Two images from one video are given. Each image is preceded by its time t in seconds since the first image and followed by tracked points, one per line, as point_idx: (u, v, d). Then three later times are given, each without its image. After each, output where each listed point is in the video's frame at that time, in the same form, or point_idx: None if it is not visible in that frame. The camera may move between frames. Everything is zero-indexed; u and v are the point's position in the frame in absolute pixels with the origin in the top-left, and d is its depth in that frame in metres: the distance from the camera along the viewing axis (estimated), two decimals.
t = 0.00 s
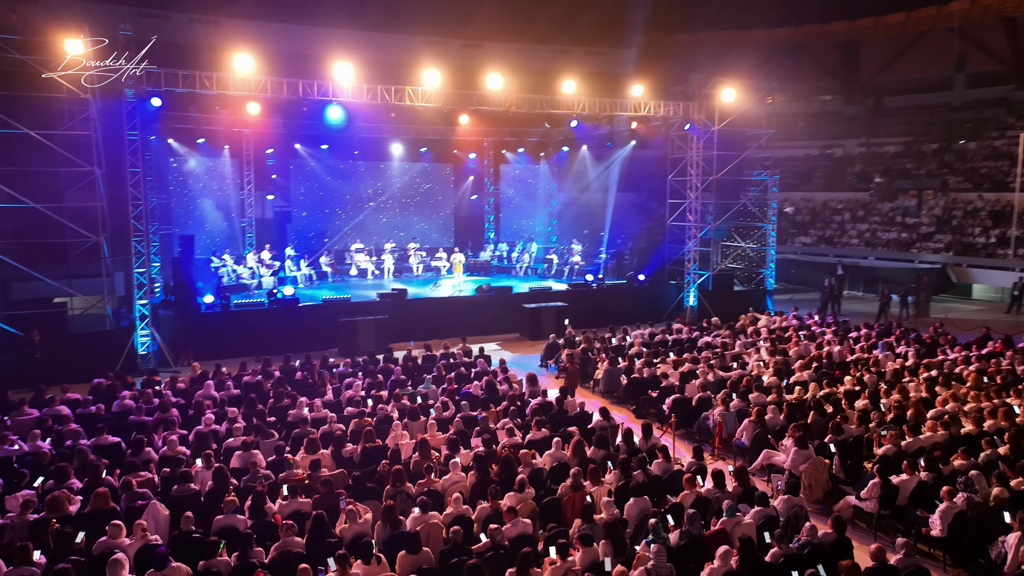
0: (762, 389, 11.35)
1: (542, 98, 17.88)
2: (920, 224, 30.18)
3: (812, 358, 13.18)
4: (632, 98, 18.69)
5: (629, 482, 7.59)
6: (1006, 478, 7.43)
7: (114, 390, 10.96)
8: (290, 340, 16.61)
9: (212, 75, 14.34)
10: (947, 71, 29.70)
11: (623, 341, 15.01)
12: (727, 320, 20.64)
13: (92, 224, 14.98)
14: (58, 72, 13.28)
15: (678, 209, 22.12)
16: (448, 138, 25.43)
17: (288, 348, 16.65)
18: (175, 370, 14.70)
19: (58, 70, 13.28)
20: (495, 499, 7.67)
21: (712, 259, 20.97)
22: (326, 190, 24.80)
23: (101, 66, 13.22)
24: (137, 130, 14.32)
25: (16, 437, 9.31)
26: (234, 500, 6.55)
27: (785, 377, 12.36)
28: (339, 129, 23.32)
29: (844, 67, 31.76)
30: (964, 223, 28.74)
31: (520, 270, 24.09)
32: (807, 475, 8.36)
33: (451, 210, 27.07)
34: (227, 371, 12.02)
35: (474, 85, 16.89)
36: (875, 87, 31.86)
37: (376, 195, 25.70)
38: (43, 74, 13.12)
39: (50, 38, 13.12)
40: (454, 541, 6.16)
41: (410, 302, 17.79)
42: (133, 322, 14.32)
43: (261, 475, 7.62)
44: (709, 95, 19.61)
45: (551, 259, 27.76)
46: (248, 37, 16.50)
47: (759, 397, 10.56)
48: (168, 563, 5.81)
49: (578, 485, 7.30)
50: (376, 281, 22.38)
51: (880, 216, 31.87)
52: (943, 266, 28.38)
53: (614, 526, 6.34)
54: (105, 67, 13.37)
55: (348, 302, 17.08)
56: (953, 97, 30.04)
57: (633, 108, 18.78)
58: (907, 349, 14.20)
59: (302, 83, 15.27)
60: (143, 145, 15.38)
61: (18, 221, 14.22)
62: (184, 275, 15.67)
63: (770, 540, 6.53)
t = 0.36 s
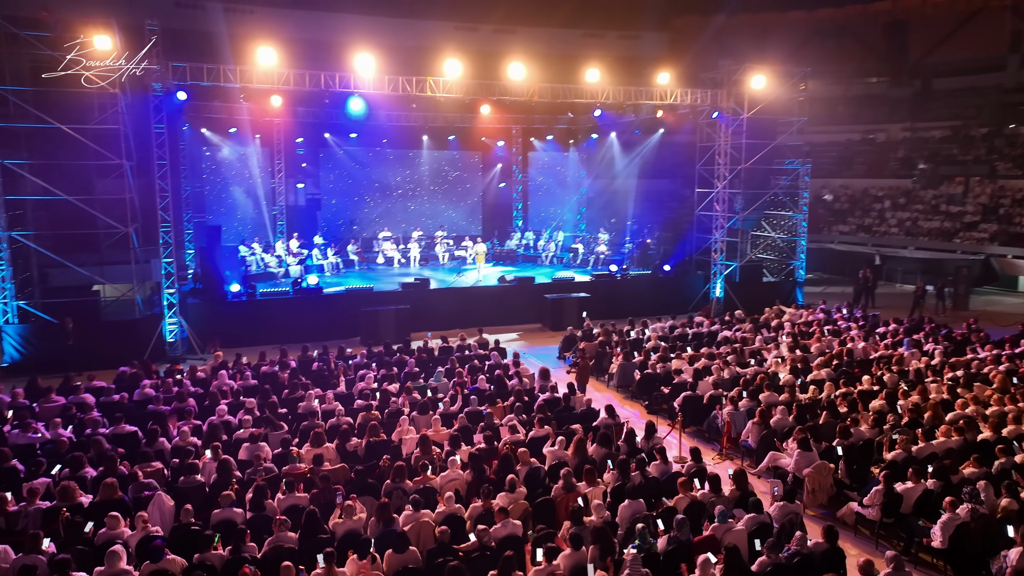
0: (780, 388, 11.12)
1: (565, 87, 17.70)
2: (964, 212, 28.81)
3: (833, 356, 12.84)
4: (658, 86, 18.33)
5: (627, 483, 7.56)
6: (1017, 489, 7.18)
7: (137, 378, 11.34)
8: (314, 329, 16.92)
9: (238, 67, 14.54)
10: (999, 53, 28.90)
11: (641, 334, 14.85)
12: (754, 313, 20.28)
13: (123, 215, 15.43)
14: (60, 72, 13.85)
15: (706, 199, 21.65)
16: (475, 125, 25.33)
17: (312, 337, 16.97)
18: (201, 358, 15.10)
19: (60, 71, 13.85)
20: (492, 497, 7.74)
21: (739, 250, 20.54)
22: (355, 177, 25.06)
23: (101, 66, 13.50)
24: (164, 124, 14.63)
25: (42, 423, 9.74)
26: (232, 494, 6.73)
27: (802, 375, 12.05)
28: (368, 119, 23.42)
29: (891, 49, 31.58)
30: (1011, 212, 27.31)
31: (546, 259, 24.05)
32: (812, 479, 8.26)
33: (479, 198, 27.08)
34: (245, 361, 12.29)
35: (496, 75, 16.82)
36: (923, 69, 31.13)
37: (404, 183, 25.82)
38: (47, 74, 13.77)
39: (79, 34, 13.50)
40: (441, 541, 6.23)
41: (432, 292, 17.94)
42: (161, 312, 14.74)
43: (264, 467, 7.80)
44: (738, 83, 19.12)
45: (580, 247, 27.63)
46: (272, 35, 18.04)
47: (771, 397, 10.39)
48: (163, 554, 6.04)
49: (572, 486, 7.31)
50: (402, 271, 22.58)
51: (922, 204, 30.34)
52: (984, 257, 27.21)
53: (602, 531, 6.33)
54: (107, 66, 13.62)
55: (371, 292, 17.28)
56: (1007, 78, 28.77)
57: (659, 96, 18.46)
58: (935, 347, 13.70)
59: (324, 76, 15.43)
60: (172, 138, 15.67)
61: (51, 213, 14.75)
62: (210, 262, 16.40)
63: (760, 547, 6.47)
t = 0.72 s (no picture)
0: (793, 387, 10.93)
1: (587, 76, 17.49)
2: (1012, 201, 27.55)
3: (854, 353, 12.52)
4: (684, 73, 17.90)
5: (621, 485, 7.54)
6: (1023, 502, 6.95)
7: (157, 367, 11.70)
8: (336, 318, 17.21)
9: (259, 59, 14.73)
10: None
11: (658, 328, 14.68)
12: (782, 306, 19.89)
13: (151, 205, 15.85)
14: (59, 71, 14.06)
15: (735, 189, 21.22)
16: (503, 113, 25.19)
17: (334, 326, 17.27)
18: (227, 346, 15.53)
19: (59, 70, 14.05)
20: (487, 494, 7.82)
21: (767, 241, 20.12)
22: (383, 164, 25.25)
23: (101, 66, 13.90)
24: (189, 116, 14.91)
25: (66, 410, 10.17)
26: (228, 488, 6.95)
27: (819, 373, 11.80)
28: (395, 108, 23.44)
29: (940, 28, 29.63)
30: None
31: (572, 248, 23.96)
32: (813, 484, 8.15)
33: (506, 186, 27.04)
34: (262, 351, 12.56)
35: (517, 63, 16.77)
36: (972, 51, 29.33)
37: (432, 171, 25.91)
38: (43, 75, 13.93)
39: (106, 29, 13.82)
40: (426, 540, 6.33)
41: (453, 282, 18.06)
42: (188, 300, 15.17)
43: (267, 460, 8.01)
44: (768, 70, 18.59)
45: (608, 236, 27.44)
46: (292, 25, 17.94)
47: (781, 398, 10.23)
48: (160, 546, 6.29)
49: (563, 487, 7.34)
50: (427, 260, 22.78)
51: (966, 192, 29.34)
52: None
53: (590, 537, 6.34)
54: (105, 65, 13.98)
55: (392, 281, 17.47)
56: None
57: (684, 84, 18.10)
58: (963, 346, 13.23)
59: (346, 67, 15.57)
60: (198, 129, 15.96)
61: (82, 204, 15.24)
62: (234, 253, 16.78)
63: (747, 557, 6.42)
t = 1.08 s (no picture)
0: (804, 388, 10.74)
1: (610, 66, 17.31)
2: None
3: (873, 353, 12.22)
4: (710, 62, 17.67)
5: (612, 488, 7.55)
6: None
7: (177, 355, 12.07)
8: (356, 307, 17.46)
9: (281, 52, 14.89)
10: None
11: (675, 323, 14.54)
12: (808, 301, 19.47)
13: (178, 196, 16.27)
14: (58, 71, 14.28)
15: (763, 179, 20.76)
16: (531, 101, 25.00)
17: (355, 316, 17.53)
18: (249, 334, 15.91)
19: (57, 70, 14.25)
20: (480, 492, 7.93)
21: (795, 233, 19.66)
22: (410, 153, 25.37)
23: (101, 66, 14.28)
24: (213, 109, 15.18)
25: (88, 397, 10.59)
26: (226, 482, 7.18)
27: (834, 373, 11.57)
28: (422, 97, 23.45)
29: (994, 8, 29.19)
30: None
31: (596, 238, 23.80)
32: (811, 491, 8.04)
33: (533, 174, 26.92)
34: (278, 341, 12.84)
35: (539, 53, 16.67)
36: None
37: (459, 159, 25.93)
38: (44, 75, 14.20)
39: (134, 24, 14.18)
40: (410, 539, 6.43)
41: (473, 273, 18.14)
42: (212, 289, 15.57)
43: (270, 452, 8.21)
44: (799, 57, 18.13)
45: (635, 225, 27.18)
46: (315, 18, 18.08)
47: (789, 400, 10.09)
48: (156, 537, 6.51)
49: (554, 488, 7.39)
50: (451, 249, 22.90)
51: (1014, 181, 27.67)
52: None
53: (574, 541, 6.32)
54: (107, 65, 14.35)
55: (413, 272, 17.63)
56: None
57: (711, 73, 17.80)
58: (989, 348, 12.78)
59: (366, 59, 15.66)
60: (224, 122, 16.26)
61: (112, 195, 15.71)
62: (259, 244, 17.27)
63: (731, 566, 6.38)
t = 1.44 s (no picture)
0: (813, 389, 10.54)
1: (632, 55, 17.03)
2: None
3: (891, 355, 11.87)
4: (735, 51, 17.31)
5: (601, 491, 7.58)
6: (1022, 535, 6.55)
7: (195, 345, 12.44)
8: (377, 296, 17.69)
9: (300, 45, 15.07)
10: None
11: (690, 318, 14.37)
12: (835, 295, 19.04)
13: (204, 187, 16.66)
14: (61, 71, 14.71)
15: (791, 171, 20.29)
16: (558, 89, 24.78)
17: (375, 305, 17.78)
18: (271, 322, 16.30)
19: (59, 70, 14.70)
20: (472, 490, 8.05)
21: (822, 226, 19.20)
22: (437, 141, 25.42)
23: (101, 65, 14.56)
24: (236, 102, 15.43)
25: (108, 384, 11.00)
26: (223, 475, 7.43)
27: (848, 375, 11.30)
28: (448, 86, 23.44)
29: None
30: None
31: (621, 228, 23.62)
32: (807, 499, 7.96)
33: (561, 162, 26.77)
34: (294, 331, 13.11)
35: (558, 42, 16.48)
36: None
37: (485, 147, 25.91)
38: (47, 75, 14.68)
39: (159, 19, 14.49)
40: (393, 539, 6.59)
41: (492, 263, 18.17)
42: (235, 278, 15.96)
43: (271, 445, 8.43)
44: (829, 45, 17.58)
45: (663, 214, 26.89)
46: (337, 9, 18.18)
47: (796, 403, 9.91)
48: (152, 528, 6.79)
49: (544, 489, 7.44)
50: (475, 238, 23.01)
51: None
52: None
53: (551, 545, 6.29)
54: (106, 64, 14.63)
55: (432, 262, 17.76)
56: None
57: (735, 63, 17.44)
58: (1015, 351, 12.30)
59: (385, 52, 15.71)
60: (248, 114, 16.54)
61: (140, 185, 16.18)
62: (282, 235, 17.63)
63: None
